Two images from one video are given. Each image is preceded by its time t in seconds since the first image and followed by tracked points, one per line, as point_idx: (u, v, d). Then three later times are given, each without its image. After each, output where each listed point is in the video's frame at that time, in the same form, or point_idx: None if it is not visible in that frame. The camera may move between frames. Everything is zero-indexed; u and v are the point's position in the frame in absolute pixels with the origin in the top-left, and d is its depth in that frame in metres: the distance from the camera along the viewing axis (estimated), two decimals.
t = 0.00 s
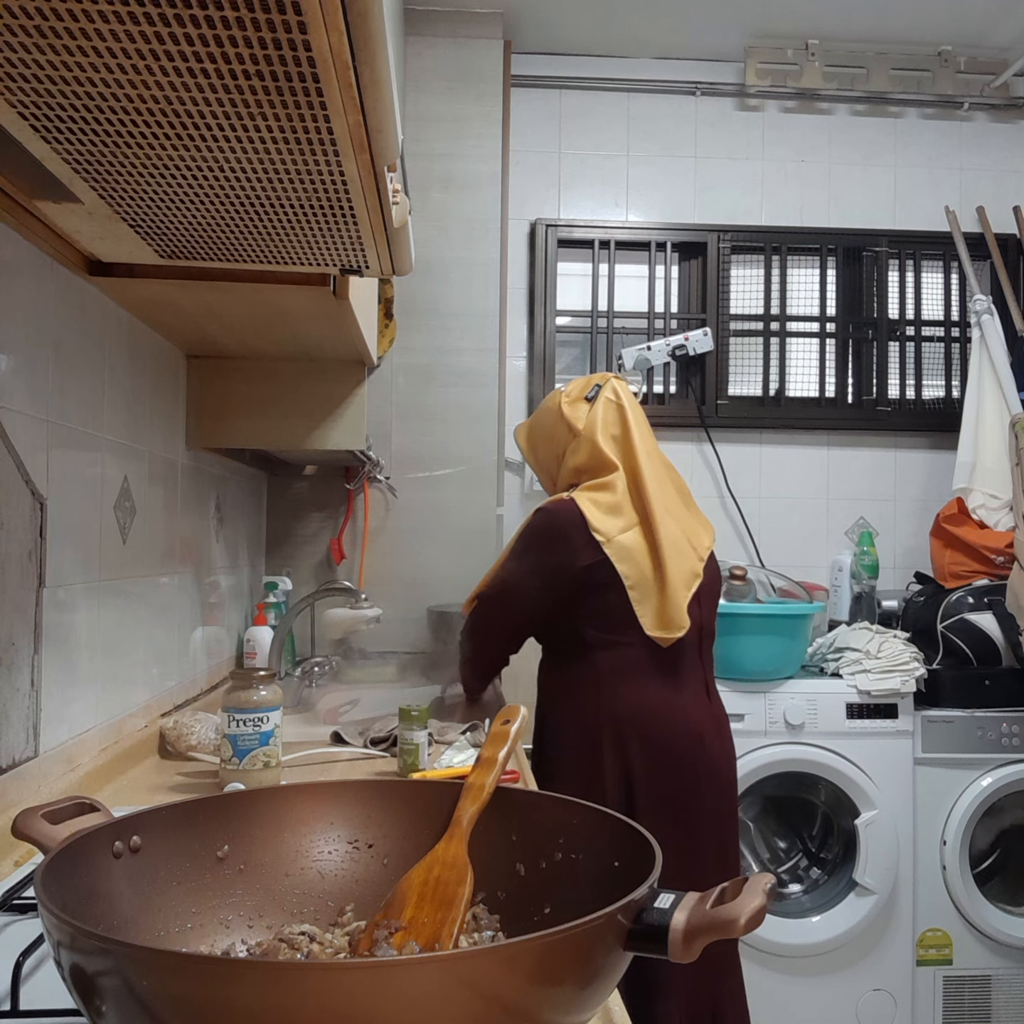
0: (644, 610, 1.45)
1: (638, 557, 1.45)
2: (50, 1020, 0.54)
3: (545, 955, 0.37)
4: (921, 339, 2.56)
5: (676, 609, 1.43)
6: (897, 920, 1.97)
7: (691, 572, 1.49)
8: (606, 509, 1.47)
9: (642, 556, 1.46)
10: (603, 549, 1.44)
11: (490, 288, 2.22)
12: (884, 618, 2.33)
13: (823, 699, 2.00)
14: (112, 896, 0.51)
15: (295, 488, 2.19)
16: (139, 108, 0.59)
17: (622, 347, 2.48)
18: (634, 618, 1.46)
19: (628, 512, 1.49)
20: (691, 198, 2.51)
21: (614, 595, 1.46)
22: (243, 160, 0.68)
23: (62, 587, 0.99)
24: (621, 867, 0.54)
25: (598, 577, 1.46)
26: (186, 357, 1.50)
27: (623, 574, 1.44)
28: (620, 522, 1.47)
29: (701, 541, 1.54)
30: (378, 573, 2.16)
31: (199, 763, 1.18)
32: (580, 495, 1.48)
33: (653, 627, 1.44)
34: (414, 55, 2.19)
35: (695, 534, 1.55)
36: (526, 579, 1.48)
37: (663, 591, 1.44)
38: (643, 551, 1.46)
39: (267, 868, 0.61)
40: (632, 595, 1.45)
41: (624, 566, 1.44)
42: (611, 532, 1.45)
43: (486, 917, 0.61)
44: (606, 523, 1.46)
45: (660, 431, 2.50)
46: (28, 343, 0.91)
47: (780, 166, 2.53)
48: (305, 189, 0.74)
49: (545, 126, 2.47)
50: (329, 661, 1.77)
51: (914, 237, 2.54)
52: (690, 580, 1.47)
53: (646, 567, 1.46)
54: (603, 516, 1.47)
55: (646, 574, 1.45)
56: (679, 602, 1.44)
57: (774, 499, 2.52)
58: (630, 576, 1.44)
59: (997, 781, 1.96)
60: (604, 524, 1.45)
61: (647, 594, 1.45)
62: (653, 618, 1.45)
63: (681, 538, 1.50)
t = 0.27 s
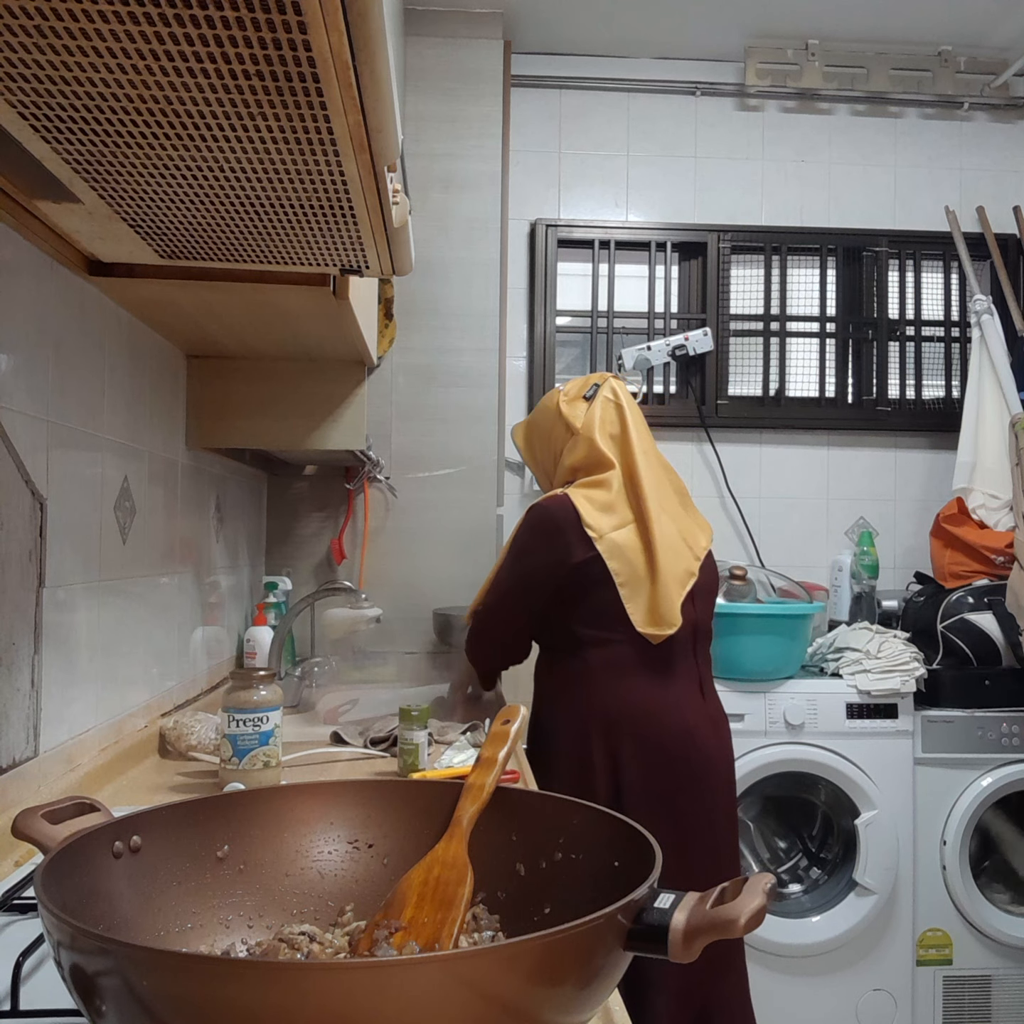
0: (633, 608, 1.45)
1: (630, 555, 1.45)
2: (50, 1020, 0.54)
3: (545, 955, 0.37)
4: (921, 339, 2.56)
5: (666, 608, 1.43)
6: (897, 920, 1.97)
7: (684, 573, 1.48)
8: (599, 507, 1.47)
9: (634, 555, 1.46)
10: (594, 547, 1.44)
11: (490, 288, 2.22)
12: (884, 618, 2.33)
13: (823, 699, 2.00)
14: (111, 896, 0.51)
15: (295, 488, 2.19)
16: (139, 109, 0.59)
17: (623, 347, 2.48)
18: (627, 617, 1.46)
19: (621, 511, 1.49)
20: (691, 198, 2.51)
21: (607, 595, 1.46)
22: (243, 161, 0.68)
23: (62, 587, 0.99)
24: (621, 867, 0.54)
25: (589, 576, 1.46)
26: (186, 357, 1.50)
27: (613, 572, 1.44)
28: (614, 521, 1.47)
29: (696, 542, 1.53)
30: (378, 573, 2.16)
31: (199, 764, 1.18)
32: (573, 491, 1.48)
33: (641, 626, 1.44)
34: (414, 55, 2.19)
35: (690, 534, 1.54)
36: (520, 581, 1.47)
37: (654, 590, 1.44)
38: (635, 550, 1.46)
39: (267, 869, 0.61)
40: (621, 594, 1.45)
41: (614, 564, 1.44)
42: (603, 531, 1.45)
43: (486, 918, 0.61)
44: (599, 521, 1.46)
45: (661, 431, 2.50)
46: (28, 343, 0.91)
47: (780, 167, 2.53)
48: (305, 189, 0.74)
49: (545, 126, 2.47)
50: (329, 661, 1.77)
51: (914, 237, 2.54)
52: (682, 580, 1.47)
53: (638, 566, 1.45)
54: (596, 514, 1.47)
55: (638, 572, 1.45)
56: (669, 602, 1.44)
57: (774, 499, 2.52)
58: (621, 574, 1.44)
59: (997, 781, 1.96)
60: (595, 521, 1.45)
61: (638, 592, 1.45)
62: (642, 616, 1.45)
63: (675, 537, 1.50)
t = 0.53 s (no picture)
0: (629, 609, 1.45)
1: (625, 556, 1.45)
2: (50, 1020, 0.54)
3: (545, 956, 0.37)
4: (921, 339, 2.56)
5: (662, 609, 1.43)
6: (897, 920, 1.97)
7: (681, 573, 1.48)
8: (594, 508, 1.48)
9: (629, 556, 1.46)
10: (589, 548, 1.45)
11: (490, 288, 2.22)
12: (884, 618, 2.33)
13: (823, 699, 2.00)
14: (111, 896, 0.51)
15: (295, 488, 2.19)
16: (139, 109, 0.59)
17: (623, 347, 2.48)
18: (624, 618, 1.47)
19: (617, 512, 1.49)
20: (691, 198, 2.51)
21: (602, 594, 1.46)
22: (243, 161, 0.68)
23: (62, 587, 0.99)
24: (621, 867, 0.54)
25: (583, 575, 1.46)
26: (186, 357, 1.50)
27: (608, 573, 1.44)
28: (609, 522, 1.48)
29: (693, 542, 1.53)
30: (378, 573, 2.16)
31: (199, 763, 1.18)
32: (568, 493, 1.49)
33: (636, 626, 1.45)
34: (414, 55, 2.19)
35: (687, 534, 1.54)
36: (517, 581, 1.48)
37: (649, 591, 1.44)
38: (631, 551, 1.46)
39: (267, 869, 0.61)
40: (615, 595, 1.45)
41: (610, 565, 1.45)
42: (598, 532, 1.45)
43: (487, 918, 0.61)
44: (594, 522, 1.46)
45: (661, 431, 2.50)
46: (28, 343, 0.91)
47: (780, 167, 2.53)
48: (304, 189, 0.74)
49: (545, 126, 2.47)
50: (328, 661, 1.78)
51: (914, 237, 2.54)
52: (678, 581, 1.47)
53: (634, 567, 1.46)
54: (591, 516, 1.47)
55: (633, 574, 1.45)
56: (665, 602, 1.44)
57: (774, 499, 2.52)
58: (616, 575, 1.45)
59: (997, 781, 1.96)
60: (590, 522, 1.46)
61: (633, 593, 1.45)
62: (638, 617, 1.45)
63: (671, 538, 1.50)
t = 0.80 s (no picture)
0: (632, 609, 1.45)
1: (628, 556, 1.45)
2: (50, 1021, 0.54)
3: (544, 956, 0.37)
4: (921, 339, 2.56)
5: (665, 609, 1.43)
6: (897, 920, 1.97)
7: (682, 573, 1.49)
8: (597, 507, 1.47)
9: (632, 555, 1.46)
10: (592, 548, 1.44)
11: (490, 288, 2.22)
12: (884, 618, 2.33)
13: (824, 699, 2.00)
14: (112, 896, 0.51)
15: (295, 488, 2.19)
16: (139, 108, 0.59)
17: (623, 347, 2.48)
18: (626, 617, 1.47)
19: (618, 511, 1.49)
20: (692, 198, 2.51)
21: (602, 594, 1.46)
22: (242, 160, 0.68)
23: (62, 587, 0.99)
24: (621, 867, 0.54)
25: (586, 575, 1.46)
26: (186, 357, 1.50)
27: (612, 572, 1.44)
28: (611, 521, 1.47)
29: (692, 542, 1.54)
30: (378, 573, 2.16)
31: (199, 763, 1.18)
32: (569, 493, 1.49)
33: (639, 626, 1.44)
34: (414, 55, 2.19)
35: (686, 535, 1.55)
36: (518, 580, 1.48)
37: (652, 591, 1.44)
38: (633, 550, 1.46)
39: (267, 869, 0.61)
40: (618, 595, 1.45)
41: (613, 565, 1.44)
42: (601, 531, 1.45)
43: (487, 917, 0.61)
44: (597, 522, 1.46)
45: (661, 431, 2.50)
46: (28, 343, 0.91)
47: (780, 167, 2.53)
48: (304, 189, 0.74)
49: (545, 126, 2.47)
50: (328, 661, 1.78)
51: (914, 237, 2.54)
52: (680, 580, 1.47)
53: (636, 566, 1.46)
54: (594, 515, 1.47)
55: (636, 573, 1.45)
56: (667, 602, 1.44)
57: (774, 499, 2.52)
58: (619, 574, 1.45)
59: (997, 781, 1.96)
60: (593, 522, 1.45)
61: (636, 593, 1.45)
62: (640, 617, 1.45)
63: (671, 538, 1.50)
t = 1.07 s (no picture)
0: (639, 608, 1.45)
1: (635, 555, 1.46)
2: (50, 1021, 0.54)
3: (544, 956, 0.37)
4: (921, 339, 2.56)
5: (671, 608, 1.44)
6: (897, 920, 1.97)
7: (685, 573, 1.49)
8: (603, 507, 1.47)
9: (638, 555, 1.46)
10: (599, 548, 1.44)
11: (490, 288, 2.22)
12: (884, 618, 2.33)
13: (824, 699, 2.00)
14: (111, 896, 0.51)
15: (295, 488, 2.19)
16: (139, 108, 0.59)
17: (623, 347, 2.48)
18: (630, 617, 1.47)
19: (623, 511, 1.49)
20: (692, 198, 2.50)
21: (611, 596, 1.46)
22: (242, 160, 0.68)
23: (62, 587, 0.99)
24: (621, 867, 0.54)
25: (595, 576, 1.46)
26: (186, 357, 1.50)
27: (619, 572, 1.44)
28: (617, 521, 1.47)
29: (694, 542, 1.55)
30: (378, 573, 2.16)
31: (199, 763, 1.18)
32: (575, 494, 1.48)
33: (646, 626, 1.45)
34: (414, 55, 2.19)
35: (688, 534, 1.56)
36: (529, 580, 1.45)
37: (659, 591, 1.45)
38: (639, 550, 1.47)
39: (267, 869, 0.61)
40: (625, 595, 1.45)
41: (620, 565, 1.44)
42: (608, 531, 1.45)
43: (486, 918, 0.61)
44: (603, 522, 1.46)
45: (661, 431, 2.50)
46: (28, 344, 0.91)
47: (780, 167, 2.53)
48: (305, 189, 0.74)
49: (545, 126, 2.47)
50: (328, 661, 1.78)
51: (914, 237, 2.54)
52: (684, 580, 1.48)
53: (642, 566, 1.46)
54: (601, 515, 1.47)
55: (642, 573, 1.46)
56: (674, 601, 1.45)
57: (774, 499, 2.52)
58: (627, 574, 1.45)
59: (997, 781, 1.96)
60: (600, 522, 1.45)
61: (642, 593, 1.46)
62: (647, 616, 1.45)
63: (675, 538, 1.51)
